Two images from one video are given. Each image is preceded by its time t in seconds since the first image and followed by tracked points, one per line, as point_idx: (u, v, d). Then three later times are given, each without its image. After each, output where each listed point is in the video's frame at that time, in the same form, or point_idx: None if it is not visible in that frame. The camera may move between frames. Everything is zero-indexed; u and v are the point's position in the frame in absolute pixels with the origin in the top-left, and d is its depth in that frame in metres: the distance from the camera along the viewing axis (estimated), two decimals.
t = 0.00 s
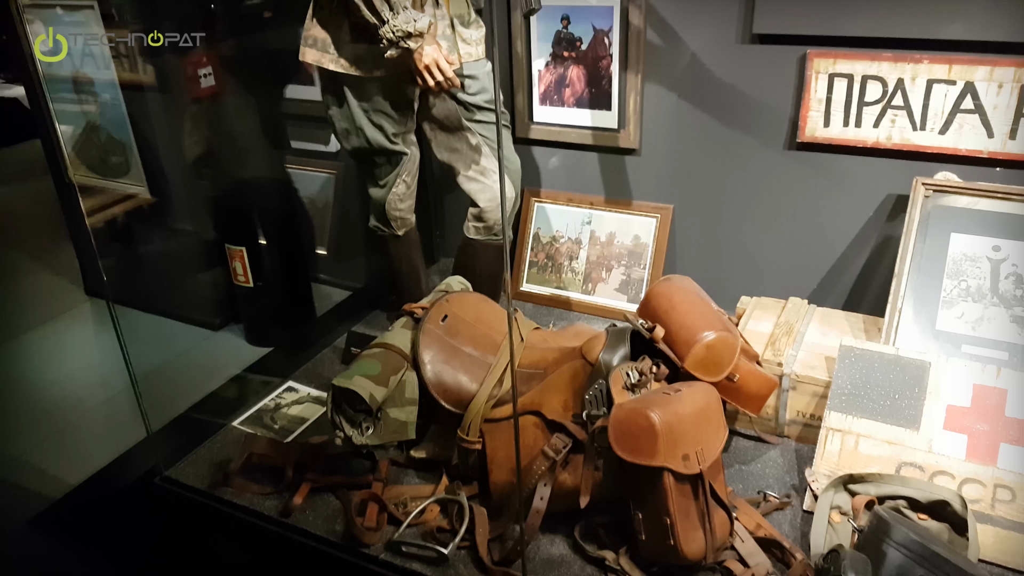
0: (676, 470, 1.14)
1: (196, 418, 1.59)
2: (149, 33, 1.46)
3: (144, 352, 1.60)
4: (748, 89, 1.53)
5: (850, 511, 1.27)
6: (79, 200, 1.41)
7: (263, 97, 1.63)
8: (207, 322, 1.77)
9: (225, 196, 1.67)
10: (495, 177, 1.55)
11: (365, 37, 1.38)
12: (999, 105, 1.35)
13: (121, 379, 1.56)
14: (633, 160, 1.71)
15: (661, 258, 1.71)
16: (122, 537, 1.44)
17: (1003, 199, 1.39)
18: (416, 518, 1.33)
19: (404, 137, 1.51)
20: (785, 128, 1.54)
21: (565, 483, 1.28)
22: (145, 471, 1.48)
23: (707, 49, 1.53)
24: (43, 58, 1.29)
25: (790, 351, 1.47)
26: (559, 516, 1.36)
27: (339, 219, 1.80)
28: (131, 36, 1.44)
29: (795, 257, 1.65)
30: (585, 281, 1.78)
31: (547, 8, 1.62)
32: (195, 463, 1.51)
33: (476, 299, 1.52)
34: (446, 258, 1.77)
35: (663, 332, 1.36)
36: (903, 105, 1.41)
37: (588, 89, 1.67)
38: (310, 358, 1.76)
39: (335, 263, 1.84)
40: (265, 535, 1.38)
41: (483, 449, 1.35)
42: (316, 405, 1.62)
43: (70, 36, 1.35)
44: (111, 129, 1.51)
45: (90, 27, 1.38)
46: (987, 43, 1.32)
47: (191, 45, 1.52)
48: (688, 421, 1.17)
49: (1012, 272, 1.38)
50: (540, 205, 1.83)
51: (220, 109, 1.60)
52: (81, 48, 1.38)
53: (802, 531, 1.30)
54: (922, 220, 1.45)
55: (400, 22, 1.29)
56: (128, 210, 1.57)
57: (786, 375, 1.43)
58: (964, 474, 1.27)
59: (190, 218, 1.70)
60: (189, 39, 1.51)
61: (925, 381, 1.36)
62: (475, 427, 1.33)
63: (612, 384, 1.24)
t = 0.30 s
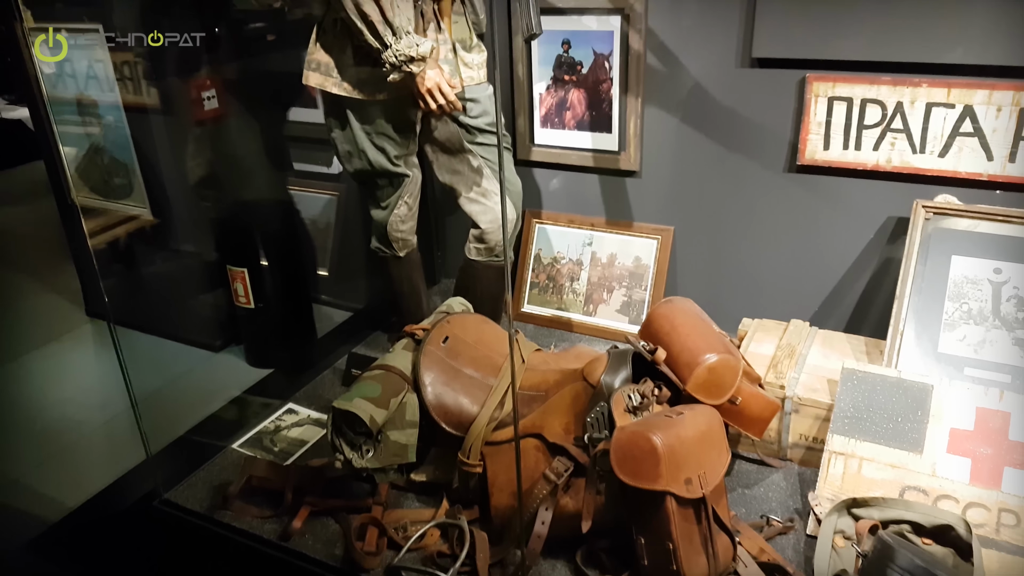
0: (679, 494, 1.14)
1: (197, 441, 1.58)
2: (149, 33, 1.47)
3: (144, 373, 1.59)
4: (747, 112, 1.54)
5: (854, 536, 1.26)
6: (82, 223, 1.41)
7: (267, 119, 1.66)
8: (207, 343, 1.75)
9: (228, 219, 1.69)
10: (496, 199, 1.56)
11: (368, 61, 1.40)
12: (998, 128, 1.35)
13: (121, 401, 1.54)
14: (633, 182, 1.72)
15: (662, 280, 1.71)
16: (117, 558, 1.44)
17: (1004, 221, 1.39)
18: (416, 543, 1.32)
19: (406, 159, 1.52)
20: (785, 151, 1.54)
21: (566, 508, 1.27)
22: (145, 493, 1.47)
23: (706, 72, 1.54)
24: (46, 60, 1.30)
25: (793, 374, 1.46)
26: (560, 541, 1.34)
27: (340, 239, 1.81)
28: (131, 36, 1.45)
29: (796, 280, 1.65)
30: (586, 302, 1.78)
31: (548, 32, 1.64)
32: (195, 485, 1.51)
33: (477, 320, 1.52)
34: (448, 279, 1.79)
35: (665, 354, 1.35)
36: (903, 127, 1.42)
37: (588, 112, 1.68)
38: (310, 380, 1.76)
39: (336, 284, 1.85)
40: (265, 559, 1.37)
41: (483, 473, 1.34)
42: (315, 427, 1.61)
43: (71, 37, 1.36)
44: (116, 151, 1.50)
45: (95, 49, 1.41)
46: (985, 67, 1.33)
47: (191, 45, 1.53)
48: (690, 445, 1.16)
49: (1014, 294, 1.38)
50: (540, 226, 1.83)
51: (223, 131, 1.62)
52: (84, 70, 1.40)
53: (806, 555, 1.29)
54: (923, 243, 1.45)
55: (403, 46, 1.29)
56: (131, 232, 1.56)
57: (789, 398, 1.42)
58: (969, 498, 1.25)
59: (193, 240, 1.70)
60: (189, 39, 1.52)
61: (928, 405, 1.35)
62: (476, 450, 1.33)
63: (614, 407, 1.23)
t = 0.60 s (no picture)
0: (682, 518, 1.13)
1: (196, 463, 1.57)
2: (149, 33, 1.45)
3: (145, 396, 1.60)
4: (748, 135, 1.55)
5: (858, 561, 1.24)
6: (85, 245, 1.42)
7: (271, 144, 1.68)
8: (208, 365, 1.76)
9: (231, 241, 1.67)
10: (498, 221, 1.56)
11: (372, 84, 1.41)
12: (998, 152, 1.36)
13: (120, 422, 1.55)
14: (634, 204, 1.72)
15: (664, 301, 1.71)
16: None
17: (1005, 244, 1.40)
18: (416, 567, 1.30)
19: (409, 181, 1.53)
20: (785, 174, 1.55)
21: (569, 532, 1.26)
22: (145, 515, 1.46)
23: (707, 96, 1.55)
24: (41, 58, 1.28)
25: (795, 397, 1.46)
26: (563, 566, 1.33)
27: (343, 262, 1.85)
28: (130, 36, 1.43)
29: (797, 302, 1.65)
30: (588, 324, 1.78)
31: (550, 57, 1.65)
32: (194, 508, 1.50)
33: (480, 342, 1.50)
34: (450, 300, 1.79)
35: (668, 377, 1.35)
36: (903, 151, 1.43)
37: (590, 135, 1.69)
38: (311, 403, 1.76)
39: (337, 305, 1.87)
40: None
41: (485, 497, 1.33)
42: (316, 450, 1.61)
43: (72, 36, 1.35)
44: (120, 173, 1.51)
45: (100, 73, 1.42)
46: (984, 91, 1.34)
47: (192, 45, 1.51)
48: (693, 468, 1.15)
49: (1017, 316, 1.38)
50: (542, 248, 1.83)
51: (227, 154, 1.61)
52: (90, 93, 1.41)
53: None
54: (925, 266, 1.46)
55: (406, 71, 1.29)
56: (134, 254, 1.58)
57: (792, 421, 1.41)
58: (974, 522, 1.24)
59: (195, 262, 1.70)
60: (188, 39, 1.50)
61: (932, 428, 1.35)
62: (478, 473, 1.32)
63: (617, 430, 1.22)
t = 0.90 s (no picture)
0: (686, 542, 1.12)
1: (196, 486, 1.56)
2: (149, 33, 1.45)
3: (146, 416, 1.58)
4: (748, 157, 1.56)
5: None
6: (89, 268, 1.42)
7: (274, 165, 1.69)
8: (210, 387, 1.76)
9: (233, 263, 1.69)
10: (500, 242, 1.57)
11: (375, 107, 1.42)
12: (998, 175, 1.37)
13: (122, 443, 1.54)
14: (636, 226, 1.73)
15: (666, 323, 1.71)
16: None
17: (1006, 266, 1.40)
18: None
19: (411, 203, 1.53)
20: (786, 196, 1.56)
21: (571, 556, 1.26)
22: (144, 539, 1.46)
23: (707, 118, 1.56)
24: (41, 58, 1.26)
25: (799, 420, 1.45)
26: None
27: (344, 283, 1.84)
28: (131, 36, 1.42)
29: (799, 323, 1.65)
30: (590, 345, 1.78)
31: (551, 80, 1.67)
32: (195, 531, 1.49)
33: (483, 363, 1.50)
34: (452, 321, 1.79)
35: (670, 400, 1.34)
36: (903, 173, 1.44)
37: (591, 157, 1.69)
38: (310, 426, 1.75)
39: (339, 327, 1.87)
40: None
41: (487, 520, 1.33)
42: (316, 472, 1.60)
43: (72, 36, 1.33)
44: (123, 195, 1.50)
45: (105, 95, 1.42)
46: (983, 114, 1.35)
47: (191, 45, 1.52)
48: (697, 492, 1.15)
49: (1019, 339, 1.38)
50: (544, 269, 1.84)
51: (230, 176, 1.64)
52: (94, 115, 1.41)
53: None
54: (926, 288, 1.46)
55: (409, 94, 1.30)
56: (135, 275, 1.56)
57: (795, 444, 1.41)
58: (979, 546, 1.21)
59: (196, 282, 1.69)
60: (189, 39, 1.51)
61: (936, 451, 1.34)
62: (479, 496, 1.31)
63: (619, 452, 1.21)
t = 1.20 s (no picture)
0: (688, 566, 1.11)
1: (195, 509, 1.55)
2: (149, 33, 1.45)
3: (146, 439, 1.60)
4: (748, 180, 1.56)
5: None
6: (90, 287, 1.42)
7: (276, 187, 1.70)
8: (208, 410, 1.75)
9: (234, 284, 1.68)
10: (501, 264, 1.57)
11: (377, 130, 1.43)
12: (997, 198, 1.37)
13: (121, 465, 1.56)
14: (636, 248, 1.73)
15: (667, 345, 1.71)
16: None
17: (1007, 288, 1.40)
18: None
19: (413, 225, 1.53)
20: (786, 219, 1.56)
21: None
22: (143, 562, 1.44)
23: (707, 141, 1.57)
24: (42, 59, 1.26)
25: (801, 443, 1.45)
26: None
27: (345, 305, 1.85)
28: (130, 35, 1.43)
29: (801, 345, 1.64)
30: (591, 367, 1.77)
31: (552, 103, 1.68)
32: (194, 554, 1.49)
33: (482, 385, 1.48)
34: (452, 343, 1.78)
35: (672, 422, 1.34)
36: (903, 197, 1.44)
37: (592, 179, 1.70)
38: (311, 447, 1.74)
39: (340, 349, 1.87)
40: None
41: (488, 544, 1.32)
42: (316, 496, 1.60)
43: (70, 37, 1.32)
44: (125, 218, 1.51)
45: (109, 118, 1.44)
46: (981, 137, 1.36)
47: (191, 45, 1.51)
48: (698, 516, 1.14)
49: (1021, 361, 1.38)
50: (545, 290, 1.84)
51: (233, 199, 1.65)
52: (98, 138, 1.42)
53: None
54: (928, 310, 1.46)
55: (411, 117, 1.31)
56: (137, 297, 1.56)
57: (797, 467, 1.40)
58: (984, 571, 1.21)
59: (198, 304, 1.69)
60: (189, 39, 1.50)
61: (938, 474, 1.33)
62: (480, 520, 1.30)
63: (621, 476, 1.21)
